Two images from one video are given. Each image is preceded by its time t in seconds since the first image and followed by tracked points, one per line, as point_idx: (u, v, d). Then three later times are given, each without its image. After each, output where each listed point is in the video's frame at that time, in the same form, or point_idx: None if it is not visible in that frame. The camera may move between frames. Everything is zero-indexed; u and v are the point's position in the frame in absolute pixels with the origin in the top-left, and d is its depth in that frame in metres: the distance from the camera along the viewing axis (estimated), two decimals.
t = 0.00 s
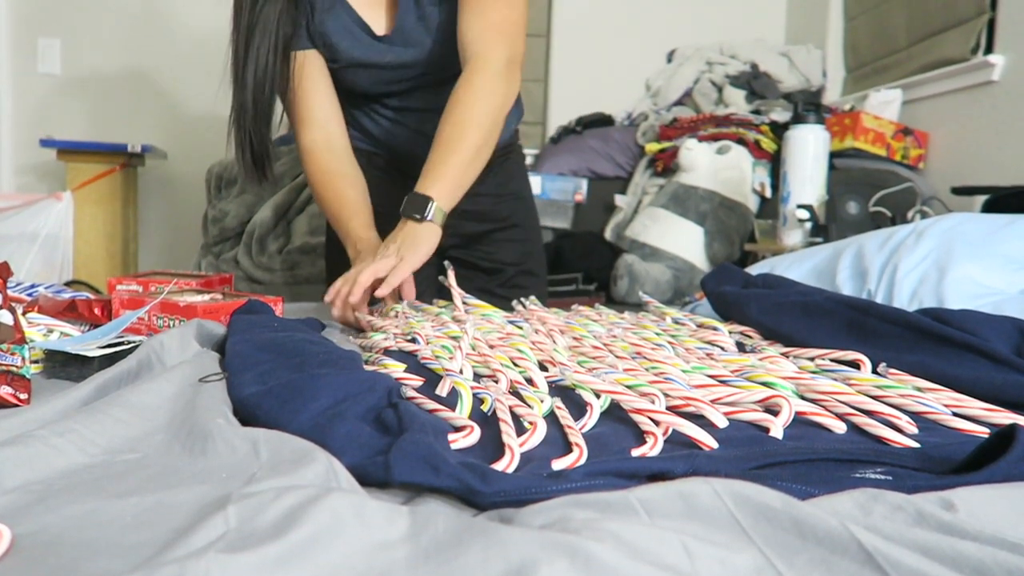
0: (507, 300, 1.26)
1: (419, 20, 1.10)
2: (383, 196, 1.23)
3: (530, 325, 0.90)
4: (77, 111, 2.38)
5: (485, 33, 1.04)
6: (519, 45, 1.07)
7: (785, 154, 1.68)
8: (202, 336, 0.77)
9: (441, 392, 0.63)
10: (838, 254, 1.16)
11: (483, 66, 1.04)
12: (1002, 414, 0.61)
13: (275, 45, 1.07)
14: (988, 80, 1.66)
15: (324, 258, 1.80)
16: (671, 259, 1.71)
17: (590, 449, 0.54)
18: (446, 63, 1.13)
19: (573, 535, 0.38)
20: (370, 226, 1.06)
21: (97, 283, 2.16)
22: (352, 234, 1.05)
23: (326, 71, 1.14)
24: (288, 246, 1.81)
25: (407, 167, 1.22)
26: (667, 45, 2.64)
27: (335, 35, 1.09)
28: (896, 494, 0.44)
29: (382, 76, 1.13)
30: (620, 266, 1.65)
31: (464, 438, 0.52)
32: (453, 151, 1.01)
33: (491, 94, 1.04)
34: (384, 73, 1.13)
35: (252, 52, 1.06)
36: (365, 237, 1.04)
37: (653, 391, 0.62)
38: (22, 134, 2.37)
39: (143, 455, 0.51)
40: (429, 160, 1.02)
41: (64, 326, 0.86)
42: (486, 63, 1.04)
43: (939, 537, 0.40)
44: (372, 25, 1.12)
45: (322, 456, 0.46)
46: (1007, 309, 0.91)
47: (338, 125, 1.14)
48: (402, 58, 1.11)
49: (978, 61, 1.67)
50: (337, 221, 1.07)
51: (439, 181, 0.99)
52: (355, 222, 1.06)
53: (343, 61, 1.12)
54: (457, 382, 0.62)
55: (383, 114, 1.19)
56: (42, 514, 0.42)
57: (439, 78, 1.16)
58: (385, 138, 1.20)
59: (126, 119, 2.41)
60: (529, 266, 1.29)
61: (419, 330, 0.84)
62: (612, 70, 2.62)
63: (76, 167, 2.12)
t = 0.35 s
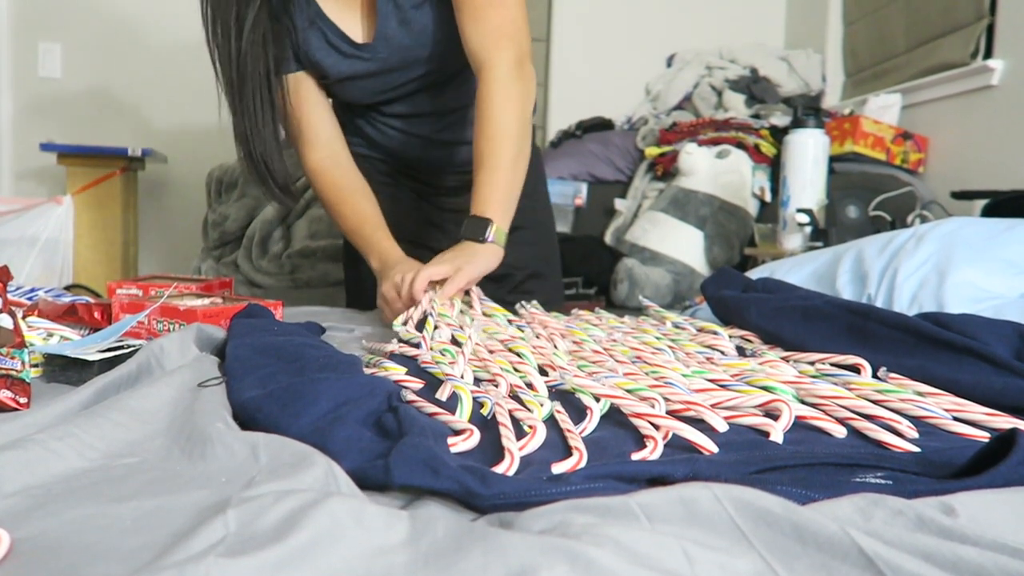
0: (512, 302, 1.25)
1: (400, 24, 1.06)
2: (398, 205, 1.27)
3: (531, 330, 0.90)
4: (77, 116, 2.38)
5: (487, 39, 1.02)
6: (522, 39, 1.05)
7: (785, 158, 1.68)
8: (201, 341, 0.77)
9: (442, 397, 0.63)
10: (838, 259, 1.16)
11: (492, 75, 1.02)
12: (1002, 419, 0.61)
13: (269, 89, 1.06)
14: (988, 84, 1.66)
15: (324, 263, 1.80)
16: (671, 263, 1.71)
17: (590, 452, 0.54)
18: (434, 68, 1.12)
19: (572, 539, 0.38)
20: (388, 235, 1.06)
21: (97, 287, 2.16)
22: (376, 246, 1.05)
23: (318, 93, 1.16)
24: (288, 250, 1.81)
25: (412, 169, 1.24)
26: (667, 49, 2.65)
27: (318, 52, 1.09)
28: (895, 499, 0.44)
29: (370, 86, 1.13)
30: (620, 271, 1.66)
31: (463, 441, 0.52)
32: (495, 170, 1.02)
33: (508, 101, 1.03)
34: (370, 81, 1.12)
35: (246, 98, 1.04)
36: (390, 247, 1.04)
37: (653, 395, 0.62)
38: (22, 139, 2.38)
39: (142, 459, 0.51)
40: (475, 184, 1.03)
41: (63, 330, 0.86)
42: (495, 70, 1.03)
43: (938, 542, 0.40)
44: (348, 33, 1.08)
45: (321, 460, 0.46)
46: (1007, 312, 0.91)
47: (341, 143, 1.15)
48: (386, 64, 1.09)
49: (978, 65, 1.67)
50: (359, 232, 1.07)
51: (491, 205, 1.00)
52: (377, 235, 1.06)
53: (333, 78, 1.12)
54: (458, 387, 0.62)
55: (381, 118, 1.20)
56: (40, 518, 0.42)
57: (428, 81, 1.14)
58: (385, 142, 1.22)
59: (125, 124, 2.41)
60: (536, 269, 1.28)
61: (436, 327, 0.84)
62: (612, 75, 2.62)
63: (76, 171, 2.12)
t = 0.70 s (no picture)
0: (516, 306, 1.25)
1: (406, 27, 1.06)
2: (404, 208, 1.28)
3: (533, 335, 0.90)
4: (77, 121, 2.39)
5: (499, 42, 1.03)
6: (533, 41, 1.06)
7: (784, 162, 1.68)
8: (201, 346, 0.76)
9: (442, 402, 0.63)
10: (838, 263, 1.16)
11: (508, 78, 1.02)
12: (1002, 423, 0.61)
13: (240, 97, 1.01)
14: (987, 89, 1.66)
15: (324, 267, 1.80)
16: (671, 267, 1.71)
17: (590, 457, 0.53)
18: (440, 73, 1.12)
19: (572, 544, 0.38)
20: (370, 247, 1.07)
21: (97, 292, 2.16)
22: (354, 254, 1.04)
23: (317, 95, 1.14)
24: (288, 254, 1.81)
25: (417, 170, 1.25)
26: (667, 54, 2.65)
27: (322, 57, 1.09)
28: (896, 503, 0.44)
29: (376, 93, 1.13)
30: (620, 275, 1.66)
31: (463, 445, 0.52)
32: (512, 178, 1.01)
33: (527, 104, 1.03)
34: (375, 89, 1.12)
35: (216, 106, 1.01)
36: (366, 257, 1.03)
37: (653, 399, 0.62)
38: (22, 144, 2.38)
39: (141, 464, 0.51)
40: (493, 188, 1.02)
41: (63, 334, 0.86)
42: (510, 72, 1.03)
43: (940, 547, 0.40)
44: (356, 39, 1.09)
45: (321, 464, 0.46)
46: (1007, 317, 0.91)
47: (348, 151, 1.15)
48: (393, 68, 1.08)
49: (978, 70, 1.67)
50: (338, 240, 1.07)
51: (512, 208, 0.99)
52: (358, 244, 1.05)
53: (338, 84, 1.12)
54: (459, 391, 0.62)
55: (386, 124, 1.20)
56: (39, 523, 0.42)
57: (434, 86, 1.14)
58: (391, 147, 1.22)
59: (126, 129, 2.41)
60: (541, 271, 1.28)
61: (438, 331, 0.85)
62: (612, 79, 2.62)
63: (76, 176, 2.12)
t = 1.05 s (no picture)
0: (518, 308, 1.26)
1: (424, 24, 1.07)
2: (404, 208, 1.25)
3: (535, 336, 0.90)
4: (76, 121, 2.39)
5: (514, 46, 1.04)
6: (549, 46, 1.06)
7: (784, 163, 1.67)
8: (200, 346, 0.76)
9: (441, 402, 0.63)
10: (838, 264, 1.16)
11: (525, 82, 1.03)
12: (1002, 424, 0.61)
13: (258, 88, 1.03)
14: (987, 90, 1.66)
15: (324, 268, 1.80)
16: (671, 267, 1.72)
17: (590, 457, 0.53)
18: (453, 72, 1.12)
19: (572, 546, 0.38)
20: (382, 253, 1.02)
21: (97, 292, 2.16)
22: (363, 258, 1.02)
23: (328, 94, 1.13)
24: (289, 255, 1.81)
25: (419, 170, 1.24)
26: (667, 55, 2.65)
27: (337, 51, 1.10)
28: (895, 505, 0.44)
29: (390, 89, 1.13)
30: (620, 276, 1.66)
31: (463, 446, 0.52)
32: (524, 182, 1.01)
33: (541, 108, 1.04)
34: (386, 87, 1.12)
35: (232, 98, 1.02)
36: (375, 261, 1.01)
37: (653, 399, 0.62)
38: (21, 145, 2.38)
39: (141, 465, 0.51)
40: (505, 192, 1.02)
41: (63, 335, 0.86)
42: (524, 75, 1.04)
43: (940, 549, 0.40)
44: (374, 36, 1.10)
45: (321, 465, 0.46)
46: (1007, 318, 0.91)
47: (350, 146, 1.13)
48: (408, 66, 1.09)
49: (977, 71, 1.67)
50: (348, 243, 1.04)
51: (520, 212, 0.99)
52: (366, 246, 1.03)
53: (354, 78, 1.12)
54: (459, 392, 0.62)
55: (392, 124, 1.20)
56: (37, 524, 0.42)
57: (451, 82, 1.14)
58: (396, 148, 1.22)
59: (126, 129, 2.41)
60: (541, 275, 1.29)
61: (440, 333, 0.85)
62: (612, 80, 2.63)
63: (76, 177, 2.12)
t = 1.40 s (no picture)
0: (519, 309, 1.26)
1: (440, 23, 1.05)
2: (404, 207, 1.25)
3: (535, 335, 0.90)
4: (76, 121, 2.39)
5: (522, 58, 1.04)
6: (557, 60, 1.06)
7: (784, 163, 1.67)
8: (201, 346, 0.77)
9: (442, 403, 0.63)
10: (838, 264, 1.16)
11: (527, 93, 1.03)
12: (1002, 424, 0.61)
13: (282, 81, 1.08)
14: (987, 90, 1.66)
15: (324, 268, 1.81)
16: (671, 267, 1.72)
17: (590, 456, 0.53)
18: (464, 68, 1.11)
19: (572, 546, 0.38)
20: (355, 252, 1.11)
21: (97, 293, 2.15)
22: (338, 256, 1.09)
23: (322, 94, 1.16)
24: (289, 255, 1.81)
25: (421, 169, 1.23)
26: (667, 55, 2.65)
27: (346, 50, 1.09)
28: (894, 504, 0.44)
29: (398, 86, 1.11)
30: (621, 276, 1.66)
31: (463, 446, 0.52)
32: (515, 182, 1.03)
33: (542, 119, 1.04)
34: (395, 80, 1.10)
35: (256, 90, 1.07)
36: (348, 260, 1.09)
37: (653, 399, 0.62)
38: (21, 145, 2.38)
39: (141, 465, 0.51)
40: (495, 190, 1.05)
41: (63, 335, 0.86)
42: (527, 89, 1.04)
43: (939, 549, 0.40)
44: (385, 32, 1.08)
45: (320, 465, 0.46)
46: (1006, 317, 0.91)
47: (334, 145, 1.17)
48: (421, 61, 1.07)
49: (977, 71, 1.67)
50: (327, 241, 1.11)
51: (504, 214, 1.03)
52: (341, 247, 1.11)
53: (365, 76, 1.10)
54: (459, 392, 0.62)
55: (396, 122, 1.19)
56: (37, 525, 0.42)
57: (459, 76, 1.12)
58: (399, 145, 1.20)
59: (126, 129, 2.41)
60: (538, 278, 1.29)
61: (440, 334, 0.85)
62: (612, 80, 2.63)
63: (76, 177, 2.12)
